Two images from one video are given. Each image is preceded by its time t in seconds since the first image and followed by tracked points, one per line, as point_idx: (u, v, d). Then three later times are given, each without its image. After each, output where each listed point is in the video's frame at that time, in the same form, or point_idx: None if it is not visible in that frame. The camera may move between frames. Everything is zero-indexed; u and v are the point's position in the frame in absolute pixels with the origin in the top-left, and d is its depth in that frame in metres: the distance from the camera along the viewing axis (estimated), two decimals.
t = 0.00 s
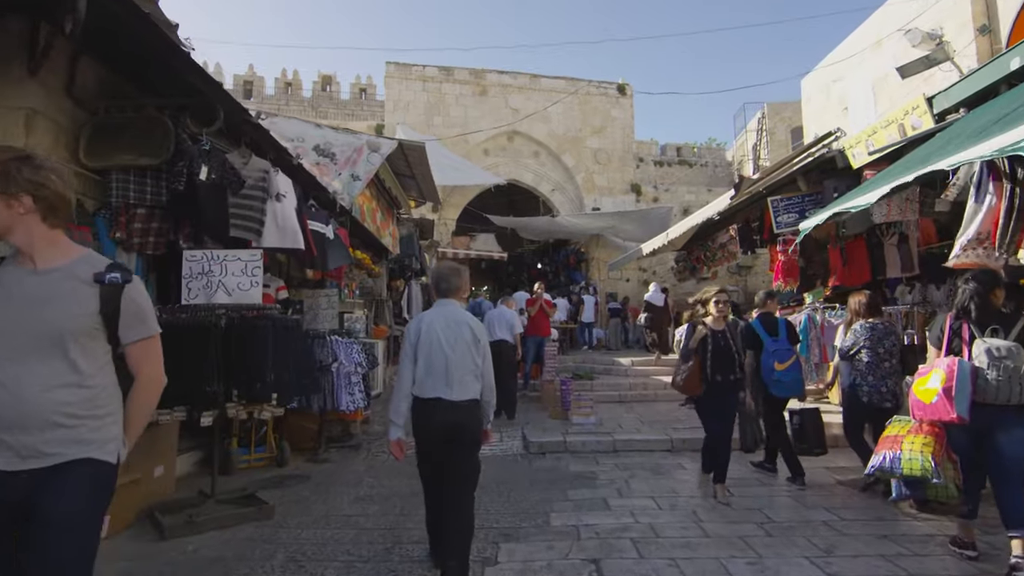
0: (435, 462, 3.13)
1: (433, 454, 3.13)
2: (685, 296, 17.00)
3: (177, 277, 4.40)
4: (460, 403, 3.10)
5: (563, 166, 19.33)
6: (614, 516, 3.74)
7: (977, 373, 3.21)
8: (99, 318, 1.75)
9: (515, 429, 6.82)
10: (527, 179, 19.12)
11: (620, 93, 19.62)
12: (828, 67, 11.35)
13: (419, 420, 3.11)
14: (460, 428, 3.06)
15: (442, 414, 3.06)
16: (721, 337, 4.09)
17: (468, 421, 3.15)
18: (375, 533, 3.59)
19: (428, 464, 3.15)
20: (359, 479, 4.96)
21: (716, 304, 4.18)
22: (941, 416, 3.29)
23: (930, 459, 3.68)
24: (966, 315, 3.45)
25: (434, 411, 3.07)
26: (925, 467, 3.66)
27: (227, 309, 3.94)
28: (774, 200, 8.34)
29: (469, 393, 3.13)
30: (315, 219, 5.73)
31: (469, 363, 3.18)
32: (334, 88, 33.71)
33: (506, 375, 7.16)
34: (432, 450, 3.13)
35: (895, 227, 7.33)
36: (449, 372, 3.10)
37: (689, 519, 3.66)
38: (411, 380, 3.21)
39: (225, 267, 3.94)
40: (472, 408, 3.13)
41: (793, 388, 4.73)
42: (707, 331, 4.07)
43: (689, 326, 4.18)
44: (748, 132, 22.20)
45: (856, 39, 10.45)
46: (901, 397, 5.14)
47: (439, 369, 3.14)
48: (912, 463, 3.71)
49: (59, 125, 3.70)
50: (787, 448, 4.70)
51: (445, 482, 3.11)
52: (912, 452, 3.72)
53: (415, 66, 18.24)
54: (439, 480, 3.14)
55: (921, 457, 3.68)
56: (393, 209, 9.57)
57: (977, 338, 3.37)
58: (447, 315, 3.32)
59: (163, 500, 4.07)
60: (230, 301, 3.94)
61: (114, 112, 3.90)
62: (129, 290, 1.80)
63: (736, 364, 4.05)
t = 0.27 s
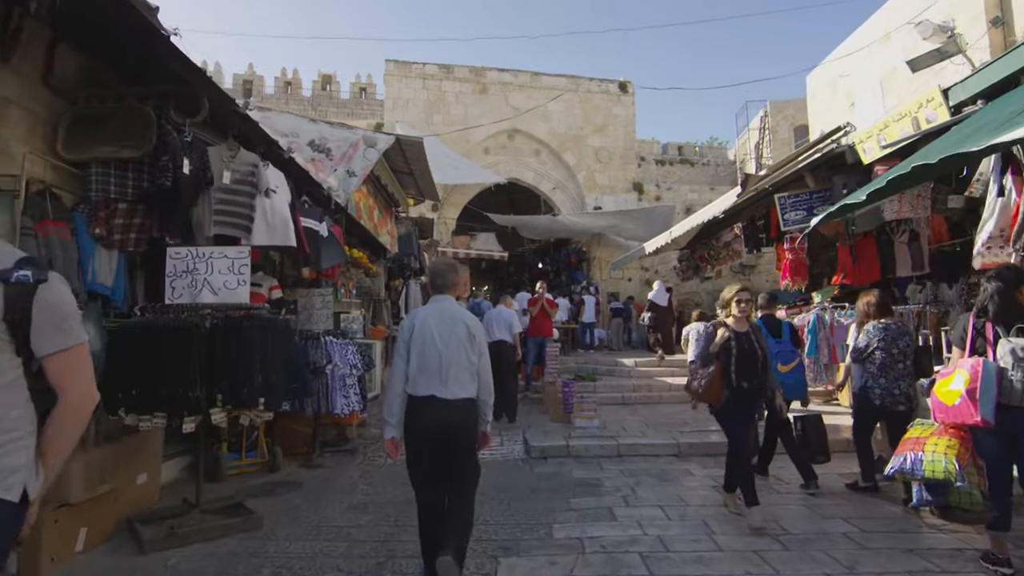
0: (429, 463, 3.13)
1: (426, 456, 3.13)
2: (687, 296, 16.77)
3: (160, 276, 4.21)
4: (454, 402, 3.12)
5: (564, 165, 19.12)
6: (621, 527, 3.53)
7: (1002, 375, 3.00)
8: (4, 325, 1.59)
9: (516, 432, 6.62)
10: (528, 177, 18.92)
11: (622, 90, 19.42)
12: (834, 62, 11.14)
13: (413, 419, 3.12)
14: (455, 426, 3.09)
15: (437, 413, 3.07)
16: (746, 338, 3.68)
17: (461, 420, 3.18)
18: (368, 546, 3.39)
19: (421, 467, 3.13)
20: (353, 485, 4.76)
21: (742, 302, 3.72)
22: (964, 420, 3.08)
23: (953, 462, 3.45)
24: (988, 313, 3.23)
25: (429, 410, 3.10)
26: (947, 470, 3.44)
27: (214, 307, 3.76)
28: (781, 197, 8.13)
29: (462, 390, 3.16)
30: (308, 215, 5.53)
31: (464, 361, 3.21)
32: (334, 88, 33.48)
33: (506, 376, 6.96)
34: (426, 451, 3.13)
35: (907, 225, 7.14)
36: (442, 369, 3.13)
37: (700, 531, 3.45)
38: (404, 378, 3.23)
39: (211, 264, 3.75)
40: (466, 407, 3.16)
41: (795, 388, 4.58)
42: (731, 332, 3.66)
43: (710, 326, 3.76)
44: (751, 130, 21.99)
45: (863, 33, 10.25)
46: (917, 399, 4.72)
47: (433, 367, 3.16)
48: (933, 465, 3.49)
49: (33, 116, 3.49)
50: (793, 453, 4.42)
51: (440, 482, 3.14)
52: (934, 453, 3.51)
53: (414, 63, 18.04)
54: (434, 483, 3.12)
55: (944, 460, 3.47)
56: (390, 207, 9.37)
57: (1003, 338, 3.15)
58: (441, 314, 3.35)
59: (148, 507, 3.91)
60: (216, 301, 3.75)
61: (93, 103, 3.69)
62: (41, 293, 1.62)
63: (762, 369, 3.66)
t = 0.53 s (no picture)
0: (427, 467, 2.95)
1: (424, 463, 2.96)
2: (691, 296, 16.53)
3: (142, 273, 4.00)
4: (452, 403, 2.96)
5: (566, 164, 18.91)
6: (628, 541, 3.32)
7: None
8: None
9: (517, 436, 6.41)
10: (529, 176, 18.72)
11: (625, 88, 19.20)
12: (842, 58, 10.92)
13: (410, 421, 2.94)
14: (452, 429, 2.94)
15: (432, 415, 2.92)
16: (776, 344, 3.37)
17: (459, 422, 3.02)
18: (359, 561, 3.19)
19: (419, 471, 2.94)
20: (346, 492, 4.56)
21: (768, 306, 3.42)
22: (993, 424, 2.93)
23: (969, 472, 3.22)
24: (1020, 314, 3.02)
25: (423, 411, 2.94)
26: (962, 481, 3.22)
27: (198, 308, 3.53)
28: (789, 194, 7.92)
29: (459, 391, 2.99)
30: (301, 212, 5.34)
31: (460, 360, 3.04)
32: (336, 87, 33.25)
33: (507, 378, 6.76)
34: (423, 455, 2.94)
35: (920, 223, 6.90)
36: (437, 369, 2.97)
37: (712, 545, 3.25)
38: (398, 379, 3.07)
39: (194, 261, 3.55)
40: (463, 409, 2.99)
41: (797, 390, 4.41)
42: (759, 339, 3.34)
43: (737, 332, 3.48)
44: (754, 129, 21.76)
45: (872, 28, 10.03)
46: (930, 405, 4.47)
47: (427, 367, 2.99)
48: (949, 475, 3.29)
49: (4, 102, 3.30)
50: (805, 462, 4.03)
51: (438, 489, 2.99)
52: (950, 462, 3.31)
53: (414, 61, 17.85)
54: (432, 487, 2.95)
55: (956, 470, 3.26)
56: (389, 205, 9.17)
57: None
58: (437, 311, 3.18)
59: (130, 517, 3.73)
60: (200, 300, 3.54)
61: (69, 90, 3.50)
62: None
63: (794, 377, 3.35)
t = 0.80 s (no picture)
0: (425, 475, 2.75)
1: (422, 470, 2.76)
2: (696, 296, 16.31)
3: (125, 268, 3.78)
4: (449, 408, 2.76)
5: (569, 162, 18.71)
6: (636, 556, 3.12)
7: None
8: None
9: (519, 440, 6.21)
10: (531, 175, 18.52)
11: (628, 86, 18.99)
12: (850, 53, 10.70)
13: (405, 428, 2.73)
14: (450, 436, 2.75)
15: (428, 422, 2.73)
16: (811, 344, 3.11)
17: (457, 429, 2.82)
18: None
19: (417, 481, 2.74)
20: (339, 500, 4.36)
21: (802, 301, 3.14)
22: None
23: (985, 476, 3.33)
24: None
25: (419, 417, 2.75)
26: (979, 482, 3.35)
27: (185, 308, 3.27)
28: (798, 190, 7.70)
29: (457, 396, 2.80)
30: (294, 208, 5.14)
31: (458, 363, 2.84)
32: (337, 86, 33.02)
33: (508, 381, 6.56)
34: (419, 464, 2.75)
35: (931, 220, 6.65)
36: (434, 373, 2.77)
37: (726, 560, 3.04)
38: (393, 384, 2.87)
39: (178, 257, 3.35)
40: (461, 415, 2.80)
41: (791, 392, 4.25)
42: (793, 339, 3.08)
43: (769, 331, 3.26)
44: (759, 128, 21.54)
45: (882, 22, 9.80)
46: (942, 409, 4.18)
47: (424, 372, 2.80)
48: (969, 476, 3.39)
49: None
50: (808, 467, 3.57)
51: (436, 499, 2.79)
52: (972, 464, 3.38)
53: (415, 59, 17.66)
54: (431, 497, 2.74)
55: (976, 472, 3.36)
56: (387, 203, 8.97)
57: None
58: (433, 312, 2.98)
59: (110, 529, 3.53)
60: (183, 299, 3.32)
61: (47, 78, 3.32)
62: None
63: (830, 381, 3.10)
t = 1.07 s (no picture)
0: (424, 485, 2.56)
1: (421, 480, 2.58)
2: (699, 296, 16.11)
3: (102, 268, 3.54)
4: (448, 417, 2.58)
5: (570, 161, 18.51)
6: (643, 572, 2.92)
7: None
8: None
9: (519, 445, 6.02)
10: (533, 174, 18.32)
11: (630, 84, 18.78)
12: (858, 49, 10.48)
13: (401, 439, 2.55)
14: (449, 446, 2.57)
15: (425, 432, 2.56)
16: (855, 344, 2.89)
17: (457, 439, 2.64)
18: None
19: (414, 491, 2.55)
20: (331, 509, 4.18)
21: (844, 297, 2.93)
22: None
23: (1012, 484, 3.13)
24: None
25: (417, 427, 2.57)
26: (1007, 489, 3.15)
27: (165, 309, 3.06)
28: (806, 188, 7.47)
29: (456, 406, 2.61)
30: (285, 204, 4.95)
31: (457, 370, 2.65)
32: (338, 84, 32.76)
33: (508, 383, 6.36)
34: (417, 474, 2.57)
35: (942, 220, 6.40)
36: (432, 382, 2.59)
37: None
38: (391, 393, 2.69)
39: (157, 254, 3.14)
40: (462, 425, 2.62)
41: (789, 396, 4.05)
42: (834, 338, 2.86)
43: (804, 327, 2.97)
44: (762, 126, 21.33)
45: (891, 17, 9.58)
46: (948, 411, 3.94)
47: (422, 380, 2.62)
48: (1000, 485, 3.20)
49: None
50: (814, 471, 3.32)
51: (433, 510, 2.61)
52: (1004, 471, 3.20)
53: (415, 56, 17.45)
54: (430, 507, 2.56)
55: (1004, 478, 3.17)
56: (385, 200, 8.76)
57: None
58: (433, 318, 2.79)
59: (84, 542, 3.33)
60: (161, 299, 3.11)
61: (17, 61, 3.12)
62: None
63: (873, 386, 2.89)
